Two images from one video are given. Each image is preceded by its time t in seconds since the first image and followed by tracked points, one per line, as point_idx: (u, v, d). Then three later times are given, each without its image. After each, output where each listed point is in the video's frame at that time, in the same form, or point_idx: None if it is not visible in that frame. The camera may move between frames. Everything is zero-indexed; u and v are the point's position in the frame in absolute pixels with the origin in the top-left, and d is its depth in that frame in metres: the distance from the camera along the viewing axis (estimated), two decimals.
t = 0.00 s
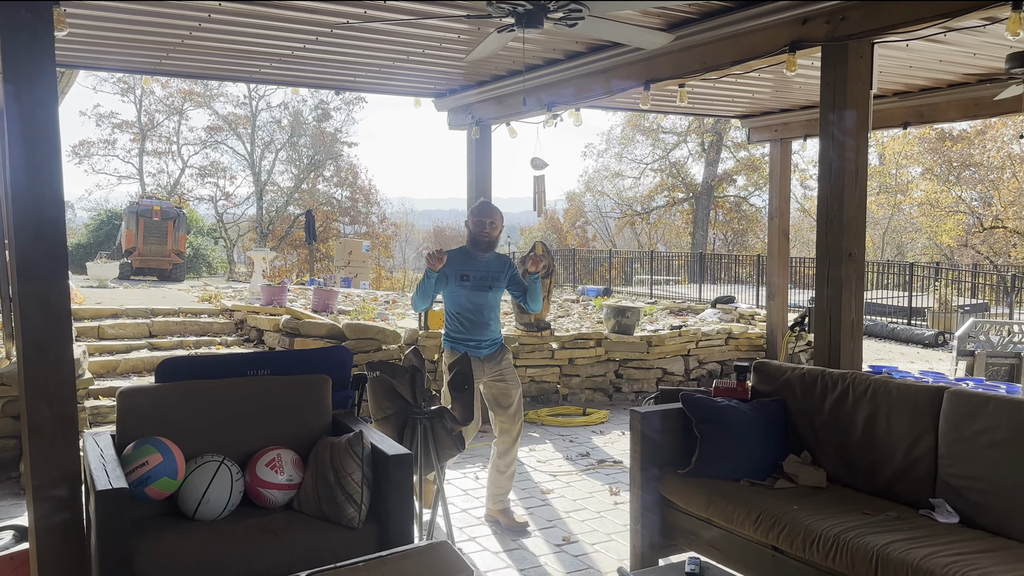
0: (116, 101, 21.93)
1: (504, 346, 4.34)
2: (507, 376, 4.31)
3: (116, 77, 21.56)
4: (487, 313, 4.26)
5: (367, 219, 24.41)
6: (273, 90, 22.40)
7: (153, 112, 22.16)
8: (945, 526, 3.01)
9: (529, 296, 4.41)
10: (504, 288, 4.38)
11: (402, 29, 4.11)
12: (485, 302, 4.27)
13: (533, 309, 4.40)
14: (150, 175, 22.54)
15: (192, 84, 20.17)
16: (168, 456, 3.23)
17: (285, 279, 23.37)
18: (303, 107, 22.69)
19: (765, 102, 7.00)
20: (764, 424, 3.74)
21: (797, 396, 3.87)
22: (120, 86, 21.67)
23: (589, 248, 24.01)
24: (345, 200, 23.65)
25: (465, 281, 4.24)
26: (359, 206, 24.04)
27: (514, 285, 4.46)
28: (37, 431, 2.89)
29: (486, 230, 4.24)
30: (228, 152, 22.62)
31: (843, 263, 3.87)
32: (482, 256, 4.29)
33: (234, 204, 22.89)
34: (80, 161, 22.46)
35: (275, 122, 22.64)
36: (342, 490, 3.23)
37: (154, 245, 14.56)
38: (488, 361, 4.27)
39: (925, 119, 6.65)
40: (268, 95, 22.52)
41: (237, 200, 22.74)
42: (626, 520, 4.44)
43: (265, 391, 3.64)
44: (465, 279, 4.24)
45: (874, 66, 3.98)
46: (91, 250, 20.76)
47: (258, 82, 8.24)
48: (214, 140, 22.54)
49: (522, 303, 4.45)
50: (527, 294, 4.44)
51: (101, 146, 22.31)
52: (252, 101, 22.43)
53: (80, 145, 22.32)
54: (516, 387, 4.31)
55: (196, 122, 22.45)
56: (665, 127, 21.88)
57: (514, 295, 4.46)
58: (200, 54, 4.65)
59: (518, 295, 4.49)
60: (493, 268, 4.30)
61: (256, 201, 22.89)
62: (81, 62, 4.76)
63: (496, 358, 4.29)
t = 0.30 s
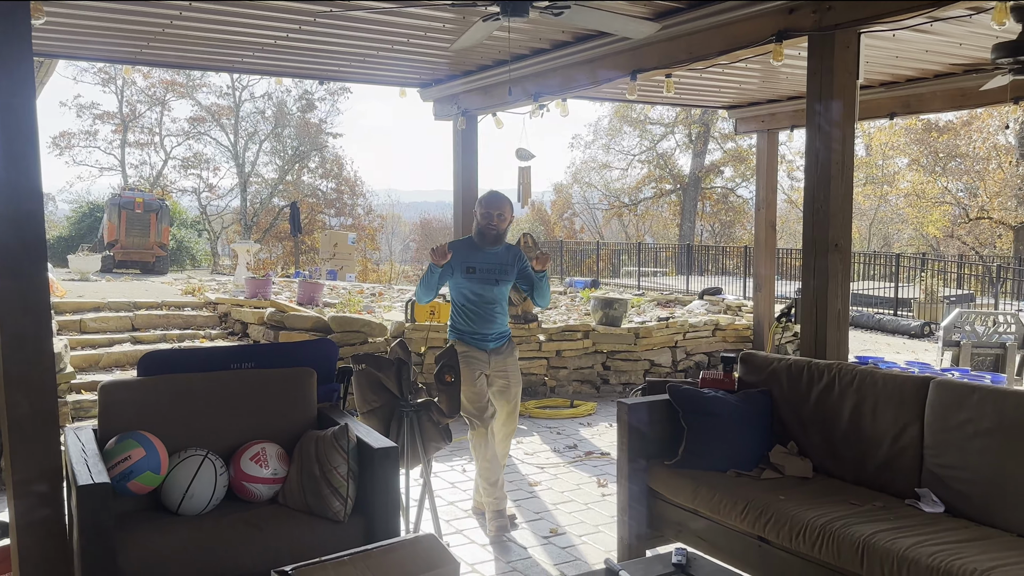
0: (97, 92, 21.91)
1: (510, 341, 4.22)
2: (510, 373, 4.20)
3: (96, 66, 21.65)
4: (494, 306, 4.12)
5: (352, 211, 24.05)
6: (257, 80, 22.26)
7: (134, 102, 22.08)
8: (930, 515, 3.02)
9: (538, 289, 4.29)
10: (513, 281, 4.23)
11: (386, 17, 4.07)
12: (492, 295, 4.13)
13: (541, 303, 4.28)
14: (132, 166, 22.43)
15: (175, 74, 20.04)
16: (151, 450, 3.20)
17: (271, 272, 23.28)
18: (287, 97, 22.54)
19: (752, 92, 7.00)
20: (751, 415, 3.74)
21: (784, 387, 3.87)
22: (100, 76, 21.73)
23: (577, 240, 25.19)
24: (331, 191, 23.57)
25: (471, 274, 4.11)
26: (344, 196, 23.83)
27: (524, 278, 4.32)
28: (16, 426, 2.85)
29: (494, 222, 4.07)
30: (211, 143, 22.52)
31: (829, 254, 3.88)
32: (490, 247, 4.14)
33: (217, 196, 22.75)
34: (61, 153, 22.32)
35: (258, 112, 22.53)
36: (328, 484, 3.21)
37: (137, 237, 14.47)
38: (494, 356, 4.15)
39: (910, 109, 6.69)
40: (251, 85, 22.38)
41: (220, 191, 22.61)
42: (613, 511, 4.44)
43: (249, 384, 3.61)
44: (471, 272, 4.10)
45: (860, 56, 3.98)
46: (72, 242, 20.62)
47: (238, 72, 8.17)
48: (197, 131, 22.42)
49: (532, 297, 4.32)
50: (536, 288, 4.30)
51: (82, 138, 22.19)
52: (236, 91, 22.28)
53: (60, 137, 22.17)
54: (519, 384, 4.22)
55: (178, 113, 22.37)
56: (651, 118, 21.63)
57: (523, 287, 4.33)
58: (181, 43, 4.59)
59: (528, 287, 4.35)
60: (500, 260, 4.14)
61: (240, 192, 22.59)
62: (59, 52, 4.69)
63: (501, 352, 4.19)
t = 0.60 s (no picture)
0: (76, 82, 21.57)
1: (514, 337, 4.09)
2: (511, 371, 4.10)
3: (75, 56, 21.22)
4: (496, 301, 3.97)
5: (337, 203, 24.50)
6: (239, 70, 22.14)
7: (114, 92, 21.83)
8: (916, 504, 3.03)
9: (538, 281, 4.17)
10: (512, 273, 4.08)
11: (368, 5, 4.04)
12: (493, 289, 3.97)
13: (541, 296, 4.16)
14: (113, 158, 22.22)
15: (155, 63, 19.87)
16: (133, 444, 3.16)
17: (255, 263, 23.17)
18: (270, 87, 22.48)
19: (738, 82, 7.00)
20: (737, 405, 3.74)
21: (771, 378, 3.87)
22: (79, 65, 21.36)
23: (564, 231, 24.66)
24: (315, 182, 23.61)
25: (469, 270, 3.94)
26: (328, 188, 23.99)
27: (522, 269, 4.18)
28: None
29: (488, 214, 3.90)
30: (193, 133, 22.43)
31: (814, 244, 3.88)
32: (486, 240, 3.97)
33: (199, 187, 22.93)
34: (40, 144, 22.11)
35: (240, 102, 22.42)
36: (312, 477, 3.18)
37: (118, 229, 14.39)
38: (499, 353, 4.02)
39: (896, 99, 6.70)
40: (233, 74, 22.19)
41: (202, 183, 22.76)
42: (600, 502, 4.44)
43: (233, 377, 3.58)
44: (469, 267, 3.93)
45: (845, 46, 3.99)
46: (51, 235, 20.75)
47: (217, 61, 8.10)
48: (178, 122, 22.30)
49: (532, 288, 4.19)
50: (537, 279, 4.19)
51: (61, 128, 21.92)
52: (217, 81, 22.09)
53: (39, 127, 21.93)
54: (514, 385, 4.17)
55: (158, 103, 22.20)
56: (638, 108, 21.81)
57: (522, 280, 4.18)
58: (160, 32, 4.53)
59: (527, 278, 4.22)
60: (498, 253, 3.98)
61: (222, 183, 22.75)
62: (35, 41, 4.62)
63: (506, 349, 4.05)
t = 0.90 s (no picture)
0: (55, 72, 21.46)
1: (516, 331, 3.99)
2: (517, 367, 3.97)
3: (54, 46, 21.08)
4: (494, 295, 3.89)
5: (323, 194, 24.40)
6: (221, 60, 21.99)
7: (95, 83, 21.73)
8: (901, 493, 3.05)
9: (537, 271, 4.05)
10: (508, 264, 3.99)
11: None
12: (490, 282, 3.89)
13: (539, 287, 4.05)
14: (94, 149, 22.14)
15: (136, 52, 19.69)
16: (116, 439, 3.13)
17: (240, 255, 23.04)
18: (252, 77, 22.35)
19: (725, 72, 6.99)
20: (724, 395, 3.74)
21: (757, 369, 3.87)
22: (58, 56, 21.14)
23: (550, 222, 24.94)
24: (299, 173, 23.54)
25: (462, 265, 3.86)
26: (313, 179, 23.95)
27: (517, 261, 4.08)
28: None
29: (477, 205, 3.81)
30: (175, 124, 22.31)
31: (802, 235, 3.88)
32: (477, 232, 3.88)
33: (183, 178, 22.74)
34: (19, 135, 21.97)
35: (223, 93, 22.30)
36: (298, 471, 3.15)
37: (99, 222, 14.30)
38: (501, 348, 3.92)
39: (883, 88, 6.67)
40: (216, 64, 22.12)
41: (185, 174, 22.57)
42: (588, 493, 4.44)
43: (217, 371, 3.54)
44: (462, 262, 3.85)
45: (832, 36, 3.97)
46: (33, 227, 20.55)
47: (197, 50, 8.02)
48: (160, 112, 22.17)
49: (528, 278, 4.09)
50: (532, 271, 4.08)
51: (41, 119, 21.87)
52: (200, 71, 22.01)
53: (18, 118, 21.85)
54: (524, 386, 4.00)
55: (140, 93, 22.05)
56: (625, 98, 21.73)
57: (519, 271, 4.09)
58: (141, 21, 4.47)
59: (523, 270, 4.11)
60: (490, 245, 3.90)
61: (205, 175, 22.63)
62: (12, 30, 4.55)
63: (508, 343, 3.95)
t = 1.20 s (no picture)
0: (36, 63, 21.34)
1: (508, 325, 3.82)
2: (510, 362, 3.76)
3: (35, 37, 20.90)
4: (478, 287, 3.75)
5: (307, 185, 24.27)
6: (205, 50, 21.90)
7: (77, 74, 21.58)
8: (889, 484, 3.05)
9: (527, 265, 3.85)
10: (497, 256, 3.86)
11: None
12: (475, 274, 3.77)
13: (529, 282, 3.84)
14: (76, 141, 22.04)
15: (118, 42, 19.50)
16: (100, 434, 3.10)
17: (225, 248, 22.96)
18: (236, 67, 22.20)
19: (713, 62, 6.96)
20: (712, 387, 3.74)
21: (744, 360, 3.86)
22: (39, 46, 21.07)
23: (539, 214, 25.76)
24: (284, 165, 23.51)
25: (448, 258, 3.78)
26: (298, 170, 23.97)
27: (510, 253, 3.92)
28: None
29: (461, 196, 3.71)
30: (158, 116, 22.18)
31: (789, 226, 3.87)
32: (463, 223, 3.78)
33: (166, 170, 22.67)
34: None
35: (207, 84, 22.07)
36: (285, 466, 3.13)
37: (82, 215, 14.22)
38: (489, 342, 3.78)
39: (870, 79, 6.64)
40: (199, 55, 21.98)
41: (168, 166, 22.53)
42: (576, 486, 4.43)
43: (202, 364, 3.51)
44: (448, 254, 3.78)
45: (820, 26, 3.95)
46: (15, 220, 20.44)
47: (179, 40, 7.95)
48: (143, 104, 22.05)
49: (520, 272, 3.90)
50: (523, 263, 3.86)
51: (21, 111, 21.74)
52: (183, 61, 21.76)
53: None
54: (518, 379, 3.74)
55: (122, 84, 21.95)
56: (613, 89, 21.58)
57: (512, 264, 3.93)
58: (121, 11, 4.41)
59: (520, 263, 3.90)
60: (476, 236, 3.79)
61: (189, 167, 22.50)
62: None
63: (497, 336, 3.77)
